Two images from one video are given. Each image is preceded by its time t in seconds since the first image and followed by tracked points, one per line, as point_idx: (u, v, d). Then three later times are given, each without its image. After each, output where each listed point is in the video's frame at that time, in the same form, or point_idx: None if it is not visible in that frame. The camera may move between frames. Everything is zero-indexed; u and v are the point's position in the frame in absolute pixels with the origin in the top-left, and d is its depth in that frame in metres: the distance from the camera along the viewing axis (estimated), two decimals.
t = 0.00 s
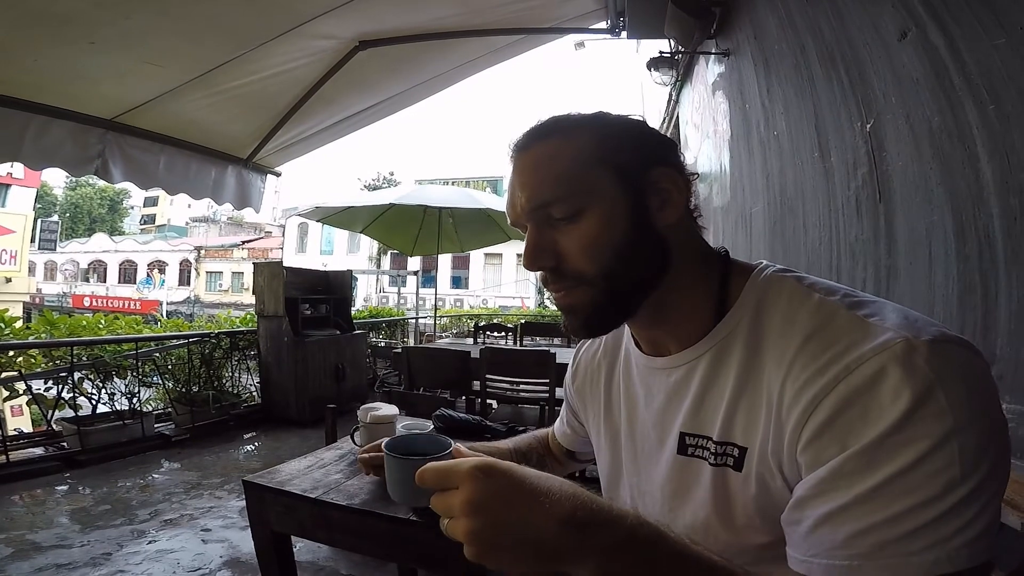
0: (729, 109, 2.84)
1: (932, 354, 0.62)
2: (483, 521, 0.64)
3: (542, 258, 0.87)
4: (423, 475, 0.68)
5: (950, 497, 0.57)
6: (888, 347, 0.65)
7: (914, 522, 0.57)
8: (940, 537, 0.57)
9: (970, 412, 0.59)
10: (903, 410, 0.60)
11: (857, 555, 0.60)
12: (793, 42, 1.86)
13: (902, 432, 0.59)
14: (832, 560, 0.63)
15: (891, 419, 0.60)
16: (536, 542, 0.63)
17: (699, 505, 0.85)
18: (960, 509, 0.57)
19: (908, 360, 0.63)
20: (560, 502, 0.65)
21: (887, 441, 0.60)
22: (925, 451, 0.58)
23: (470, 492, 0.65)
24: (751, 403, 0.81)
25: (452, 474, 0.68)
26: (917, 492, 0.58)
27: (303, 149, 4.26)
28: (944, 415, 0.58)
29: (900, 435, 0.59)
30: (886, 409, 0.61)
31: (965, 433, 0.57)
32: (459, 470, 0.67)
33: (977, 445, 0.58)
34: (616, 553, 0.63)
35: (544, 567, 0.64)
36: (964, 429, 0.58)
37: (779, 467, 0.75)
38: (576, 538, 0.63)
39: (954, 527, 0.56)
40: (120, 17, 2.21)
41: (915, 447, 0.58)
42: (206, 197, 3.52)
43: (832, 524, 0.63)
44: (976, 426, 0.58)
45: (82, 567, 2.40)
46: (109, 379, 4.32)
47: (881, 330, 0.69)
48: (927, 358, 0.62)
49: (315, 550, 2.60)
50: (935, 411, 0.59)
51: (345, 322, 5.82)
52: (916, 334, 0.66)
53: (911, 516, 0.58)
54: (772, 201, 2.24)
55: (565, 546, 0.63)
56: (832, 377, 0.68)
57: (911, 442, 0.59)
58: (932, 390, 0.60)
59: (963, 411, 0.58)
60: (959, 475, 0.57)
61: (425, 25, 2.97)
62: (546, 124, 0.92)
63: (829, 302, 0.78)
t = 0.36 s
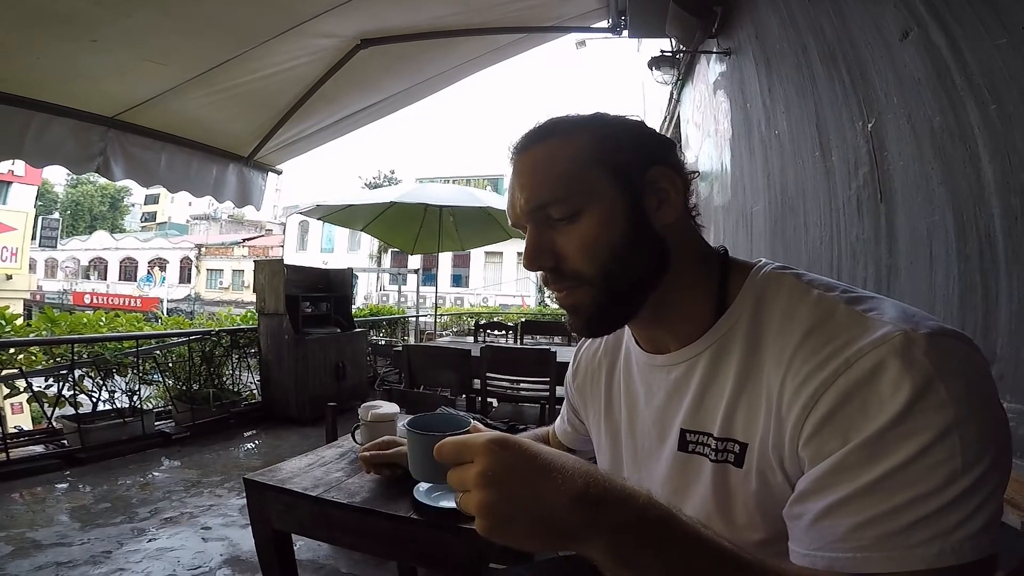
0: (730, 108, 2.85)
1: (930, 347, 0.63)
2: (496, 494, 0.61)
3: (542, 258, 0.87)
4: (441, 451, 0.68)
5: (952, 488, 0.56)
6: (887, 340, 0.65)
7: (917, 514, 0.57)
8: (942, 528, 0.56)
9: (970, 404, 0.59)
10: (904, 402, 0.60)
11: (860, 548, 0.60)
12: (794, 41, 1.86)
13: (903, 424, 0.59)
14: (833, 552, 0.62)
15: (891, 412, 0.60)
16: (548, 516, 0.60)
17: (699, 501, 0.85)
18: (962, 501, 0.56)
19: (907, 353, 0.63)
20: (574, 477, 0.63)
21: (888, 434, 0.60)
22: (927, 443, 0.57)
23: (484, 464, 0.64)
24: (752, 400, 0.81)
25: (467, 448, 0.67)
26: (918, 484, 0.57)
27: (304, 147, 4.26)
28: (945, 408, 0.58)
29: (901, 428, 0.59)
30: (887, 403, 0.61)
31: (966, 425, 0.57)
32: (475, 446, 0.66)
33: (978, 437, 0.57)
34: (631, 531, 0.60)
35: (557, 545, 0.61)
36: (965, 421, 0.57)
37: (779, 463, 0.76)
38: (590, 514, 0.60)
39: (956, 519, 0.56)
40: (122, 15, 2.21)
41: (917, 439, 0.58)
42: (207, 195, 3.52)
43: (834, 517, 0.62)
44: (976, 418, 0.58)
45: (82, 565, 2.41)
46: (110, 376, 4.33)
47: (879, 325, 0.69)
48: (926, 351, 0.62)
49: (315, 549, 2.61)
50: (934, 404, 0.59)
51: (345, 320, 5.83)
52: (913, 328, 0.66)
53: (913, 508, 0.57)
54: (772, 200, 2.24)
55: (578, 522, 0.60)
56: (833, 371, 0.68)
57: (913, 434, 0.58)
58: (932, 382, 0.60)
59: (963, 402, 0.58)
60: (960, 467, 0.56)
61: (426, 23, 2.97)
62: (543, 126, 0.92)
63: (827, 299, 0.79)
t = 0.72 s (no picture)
0: (730, 108, 2.85)
1: (932, 341, 0.62)
2: (500, 473, 0.61)
3: (542, 258, 0.87)
4: (450, 433, 0.70)
5: (957, 480, 0.55)
6: (889, 335, 0.65)
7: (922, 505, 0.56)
8: (946, 520, 0.55)
9: (975, 396, 0.58)
10: (907, 395, 0.59)
11: (863, 541, 0.59)
12: (794, 41, 1.86)
13: (907, 417, 0.58)
14: (837, 546, 0.61)
15: (893, 407, 0.60)
16: (550, 497, 0.59)
17: (701, 498, 0.86)
18: (966, 492, 0.55)
19: (909, 347, 0.63)
20: (578, 459, 0.61)
21: (891, 427, 0.59)
22: (931, 434, 0.56)
23: (490, 444, 0.64)
24: (753, 397, 0.81)
25: (474, 431, 0.67)
26: (922, 475, 0.56)
27: (305, 146, 4.26)
28: (949, 400, 0.57)
29: (904, 420, 0.59)
30: (891, 396, 0.61)
31: (971, 417, 0.56)
32: (482, 428, 0.67)
33: (984, 429, 0.56)
34: (635, 516, 0.58)
35: (561, 530, 0.59)
36: (970, 414, 0.57)
37: (781, 459, 0.75)
38: (593, 496, 0.58)
39: (960, 511, 0.55)
40: (124, 13, 2.21)
41: (922, 431, 0.57)
42: (208, 194, 3.52)
43: (838, 510, 0.61)
44: (981, 410, 0.57)
45: (81, 564, 2.41)
46: (110, 375, 4.33)
47: (882, 321, 0.69)
48: (928, 344, 0.62)
49: (315, 548, 2.61)
50: (939, 396, 0.58)
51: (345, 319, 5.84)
52: (915, 323, 0.66)
53: (916, 500, 0.56)
54: (772, 200, 2.24)
55: (580, 504, 0.58)
56: (835, 367, 0.68)
57: (918, 426, 0.58)
58: (935, 375, 0.59)
59: (967, 394, 0.58)
60: (966, 457, 0.55)
61: (428, 22, 2.97)
62: (543, 126, 0.92)
63: (829, 296, 0.79)
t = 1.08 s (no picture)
0: (730, 110, 2.85)
1: (928, 341, 0.63)
2: (500, 462, 0.62)
3: (541, 262, 0.87)
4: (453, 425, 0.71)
5: (952, 478, 0.55)
6: (884, 335, 0.66)
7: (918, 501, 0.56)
8: (942, 517, 0.55)
9: (971, 395, 0.58)
10: (903, 394, 0.59)
11: (860, 538, 0.59)
12: (793, 44, 1.86)
13: (905, 415, 0.59)
14: (834, 542, 0.61)
15: (891, 406, 0.60)
16: (549, 488, 0.59)
17: (700, 498, 0.86)
18: (963, 489, 0.55)
19: (905, 346, 0.63)
20: (578, 450, 0.61)
21: (889, 426, 0.59)
22: (928, 433, 0.57)
23: (492, 434, 0.65)
24: (752, 399, 0.81)
25: (477, 421, 0.69)
26: (919, 472, 0.56)
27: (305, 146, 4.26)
28: (945, 398, 0.58)
29: (901, 419, 0.59)
30: (888, 394, 0.61)
31: (968, 416, 0.57)
32: (484, 419, 0.68)
33: (980, 428, 0.56)
34: (634, 509, 0.57)
35: (560, 522, 0.60)
36: (966, 412, 0.57)
37: (779, 459, 0.75)
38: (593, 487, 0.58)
39: (955, 508, 0.55)
40: (126, 13, 2.22)
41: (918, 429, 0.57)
42: (208, 194, 3.53)
43: (837, 509, 0.61)
44: (977, 409, 0.57)
45: (78, 563, 2.41)
46: (109, 374, 4.33)
47: (878, 322, 0.70)
48: (923, 344, 0.63)
49: (313, 549, 2.61)
50: (935, 394, 0.58)
51: (345, 320, 5.84)
52: (910, 324, 0.66)
53: (912, 496, 0.56)
54: (771, 203, 2.24)
55: (578, 496, 0.58)
56: (833, 366, 0.69)
57: (914, 424, 0.58)
58: (931, 374, 0.60)
59: (964, 393, 0.58)
60: (961, 455, 0.55)
61: (430, 24, 2.98)
62: (543, 131, 0.93)
63: (827, 298, 0.80)
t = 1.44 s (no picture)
0: (730, 115, 2.86)
1: (924, 333, 0.63)
2: (521, 407, 0.60)
3: (535, 275, 0.87)
4: (480, 373, 0.67)
5: (949, 464, 0.54)
6: (881, 327, 0.66)
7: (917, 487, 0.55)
8: (940, 504, 0.54)
9: (968, 385, 0.58)
10: (901, 383, 0.59)
11: (856, 523, 0.58)
12: (793, 48, 1.86)
13: (903, 403, 0.59)
14: (833, 528, 0.60)
15: (888, 395, 0.60)
16: (566, 437, 0.59)
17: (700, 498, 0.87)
18: (961, 476, 0.54)
19: (900, 338, 0.63)
20: (596, 401, 0.61)
21: (887, 414, 0.59)
22: (927, 419, 0.56)
23: (514, 378, 0.62)
24: (750, 398, 0.82)
25: (498, 371, 0.66)
26: (917, 459, 0.56)
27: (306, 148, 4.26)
28: (942, 387, 0.57)
29: (900, 406, 0.59)
30: (885, 384, 0.61)
31: (964, 404, 0.56)
32: (505, 366, 0.65)
33: (977, 417, 0.56)
34: (647, 464, 0.58)
35: (569, 472, 0.60)
36: (963, 400, 0.56)
37: (776, 456, 0.76)
38: (609, 438, 0.59)
39: (955, 495, 0.54)
40: (129, 14, 2.23)
41: (918, 416, 0.57)
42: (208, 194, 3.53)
43: (834, 495, 0.61)
44: (975, 399, 0.57)
45: (74, 565, 2.40)
46: (107, 375, 4.32)
47: (875, 316, 0.70)
48: (920, 336, 0.63)
49: (310, 551, 2.60)
50: (933, 383, 0.58)
51: (343, 322, 5.84)
52: (906, 318, 0.67)
53: (910, 481, 0.56)
54: (771, 208, 2.25)
55: (596, 443, 0.58)
56: (832, 360, 0.69)
57: (912, 411, 0.58)
58: (927, 364, 0.59)
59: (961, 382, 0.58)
60: (959, 442, 0.54)
61: (431, 27, 2.99)
62: (536, 143, 0.92)
63: (825, 297, 0.80)
